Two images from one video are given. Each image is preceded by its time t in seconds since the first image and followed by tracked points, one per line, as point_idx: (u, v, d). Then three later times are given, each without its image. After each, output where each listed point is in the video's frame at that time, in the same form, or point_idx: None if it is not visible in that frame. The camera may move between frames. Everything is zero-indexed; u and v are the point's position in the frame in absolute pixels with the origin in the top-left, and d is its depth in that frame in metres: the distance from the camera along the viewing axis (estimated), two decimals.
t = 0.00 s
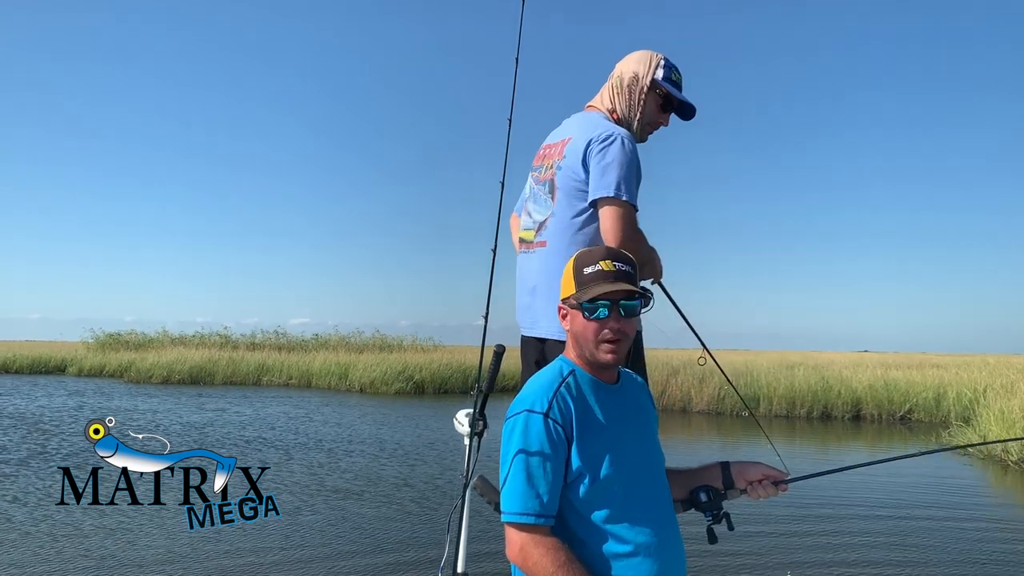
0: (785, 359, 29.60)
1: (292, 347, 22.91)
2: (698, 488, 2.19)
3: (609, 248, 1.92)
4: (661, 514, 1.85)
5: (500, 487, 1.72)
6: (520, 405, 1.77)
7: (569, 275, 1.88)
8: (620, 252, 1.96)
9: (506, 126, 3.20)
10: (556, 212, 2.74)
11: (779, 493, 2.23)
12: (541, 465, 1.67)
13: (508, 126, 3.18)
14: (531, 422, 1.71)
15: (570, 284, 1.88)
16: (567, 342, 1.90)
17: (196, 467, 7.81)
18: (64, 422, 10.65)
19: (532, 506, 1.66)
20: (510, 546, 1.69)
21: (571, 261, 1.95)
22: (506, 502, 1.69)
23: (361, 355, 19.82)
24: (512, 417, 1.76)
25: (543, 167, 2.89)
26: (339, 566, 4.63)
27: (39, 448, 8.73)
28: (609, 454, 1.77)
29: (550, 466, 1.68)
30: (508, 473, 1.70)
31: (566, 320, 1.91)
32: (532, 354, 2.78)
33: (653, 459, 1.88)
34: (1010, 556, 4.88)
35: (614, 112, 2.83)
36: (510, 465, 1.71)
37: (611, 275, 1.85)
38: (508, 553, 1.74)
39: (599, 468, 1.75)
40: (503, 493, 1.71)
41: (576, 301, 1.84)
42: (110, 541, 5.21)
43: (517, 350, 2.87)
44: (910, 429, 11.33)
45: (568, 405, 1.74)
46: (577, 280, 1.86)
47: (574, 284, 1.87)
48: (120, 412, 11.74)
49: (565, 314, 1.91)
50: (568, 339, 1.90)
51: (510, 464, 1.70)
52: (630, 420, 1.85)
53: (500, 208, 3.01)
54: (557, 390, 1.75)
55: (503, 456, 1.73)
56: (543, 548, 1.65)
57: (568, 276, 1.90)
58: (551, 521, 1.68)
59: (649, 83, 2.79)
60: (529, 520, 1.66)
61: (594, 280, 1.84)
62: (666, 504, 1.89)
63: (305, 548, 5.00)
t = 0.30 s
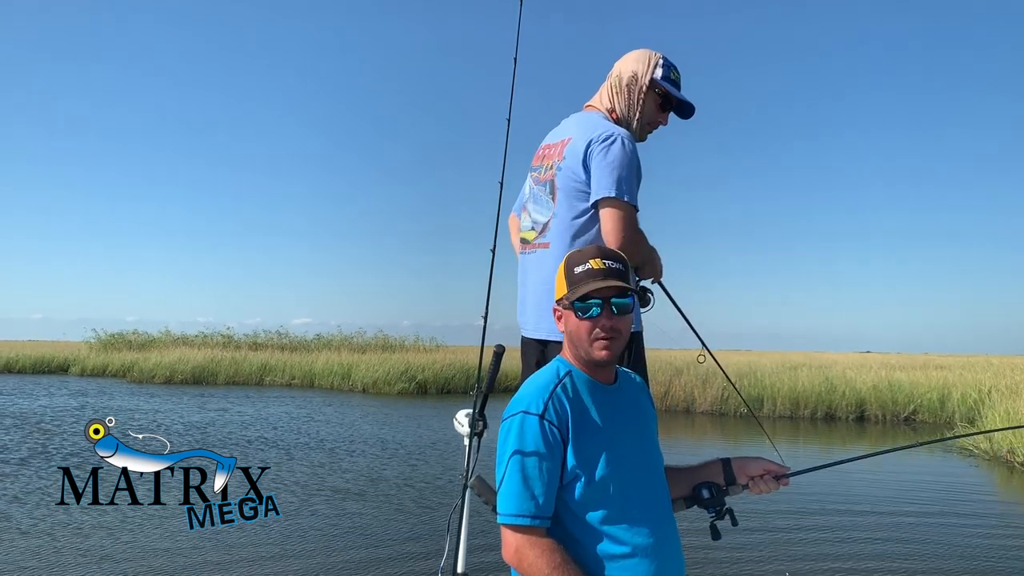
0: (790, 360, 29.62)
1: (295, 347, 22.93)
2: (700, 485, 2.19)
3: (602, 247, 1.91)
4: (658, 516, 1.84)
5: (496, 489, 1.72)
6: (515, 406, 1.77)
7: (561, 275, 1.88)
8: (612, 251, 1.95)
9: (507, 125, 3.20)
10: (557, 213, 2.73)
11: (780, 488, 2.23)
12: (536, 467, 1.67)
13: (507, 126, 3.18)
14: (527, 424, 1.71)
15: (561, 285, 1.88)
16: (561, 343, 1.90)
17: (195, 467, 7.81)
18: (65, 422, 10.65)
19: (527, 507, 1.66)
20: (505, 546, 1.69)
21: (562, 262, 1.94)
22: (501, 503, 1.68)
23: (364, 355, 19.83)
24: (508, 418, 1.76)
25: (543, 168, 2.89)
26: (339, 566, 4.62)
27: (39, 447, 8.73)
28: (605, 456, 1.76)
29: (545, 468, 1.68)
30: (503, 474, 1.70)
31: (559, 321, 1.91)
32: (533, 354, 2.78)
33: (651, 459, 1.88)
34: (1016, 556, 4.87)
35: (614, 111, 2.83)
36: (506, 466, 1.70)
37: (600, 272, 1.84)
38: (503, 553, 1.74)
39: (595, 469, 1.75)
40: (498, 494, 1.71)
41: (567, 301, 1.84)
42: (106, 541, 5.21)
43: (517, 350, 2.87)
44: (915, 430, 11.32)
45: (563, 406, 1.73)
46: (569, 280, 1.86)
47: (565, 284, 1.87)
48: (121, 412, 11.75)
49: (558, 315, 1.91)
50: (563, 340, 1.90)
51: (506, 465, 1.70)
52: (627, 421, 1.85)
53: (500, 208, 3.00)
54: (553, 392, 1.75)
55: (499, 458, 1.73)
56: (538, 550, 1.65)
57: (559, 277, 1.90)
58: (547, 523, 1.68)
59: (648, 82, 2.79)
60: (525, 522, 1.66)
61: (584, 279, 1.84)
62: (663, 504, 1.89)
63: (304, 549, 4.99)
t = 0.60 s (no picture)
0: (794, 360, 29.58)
1: (298, 347, 22.94)
2: (700, 485, 2.19)
3: (604, 246, 1.91)
4: (656, 516, 1.84)
5: (494, 490, 1.71)
6: (513, 407, 1.77)
7: (568, 272, 1.85)
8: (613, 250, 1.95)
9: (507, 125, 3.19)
10: (557, 213, 2.73)
11: (779, 488, 2.23)
12: (534, 469, 1.67)
13: (507, 125, 3.18)
14: (525, 425, 1.70)
15: (567, 282, 1.85)
16: (563, 342, 1.87)
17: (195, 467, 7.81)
18: (67, 421, 10.66)
19: (525, 509, 1.65)
20: (504, 548, 1.69)
21: (562, 259, 1.92)
22: (500, 505, 1.68)
23: (367, 355, 19.84)
24: (506, 419, 1.76)
25: (542, 168, 2.88)
26: (339, 567, 4.62)
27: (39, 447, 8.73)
28: (603, 456, 1.76)
29: (543, 470, 1.67)
30: (502, 475, 1.69)
31: (561, 320, 1.88)
32: (532, 355, 2.78)
33: (649, 459, 1.88)
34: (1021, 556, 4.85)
35: (614, 111, 2.83)
36: (504, 467, 1.70)
37: (608, 271, 1.84)
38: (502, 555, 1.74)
39: (594, 470, 1.75)
40: (497, 495, 1.71)
41: (577, 299, 1.82)
42: (105, 540, 5.21)
43: (517, 350, 2.87)
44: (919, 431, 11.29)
45: (561, 407, 1.73)
46: (576, 278, 1.84)
47: (572, 281, 1.85)
48: (123, 412, 11.76)
49: (560, 313, 1.88)
50: (563, 339, 1.87)
51: (504, 467, 1.70)
52: (625, 420, 1.85)
53: (499, 208, 2.99)
54: (551, 392, 1.75)
55: (497, 459, 1.73)
56: (537, 551, 1.65)
57: (563, 274, 1.88)
58: (546, 524, 1.67)
59: (648, 82, 2.79)
60: (524, 524, 1.65)
61: (593, 277, 1.83)
62: (662, 504, 1.89)
63: (304, 549, 4.98)
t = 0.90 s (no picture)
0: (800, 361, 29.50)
1: (301, 347, 22.95)
2: (701, 485, 2.18)
3: (611, 246, 1.92)
4: (656, 517, 1.84)
5: (494, 492, 1.71)
6: (513, 409, 1.77)
7: (577, 271, 1.84)
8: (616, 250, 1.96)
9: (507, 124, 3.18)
10: (559, 213, 2.72)
11: (781, 487, 2.19)
12: (535, 471, 1.66)
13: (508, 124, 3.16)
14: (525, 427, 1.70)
15: (576, 281, 1.84)
16: (567, 341, 1.86)
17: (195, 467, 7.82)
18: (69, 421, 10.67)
19: (526, 511, 1.65)
20: (504, 550, 1.69)
21: (568, 257, 1.90)
22: (501, 508, 1.68)
23: (371, 355, 19.85)
24: (505, 421, 1.76)
25: (543, 168, 2.87)
26: (339, 567, 4.62)
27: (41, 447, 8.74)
28: (603, 457, 1.76)
29: (543, 472, 1.67)
30: (501, 477, 1.69)
31: (565, 318, 1.87)
32: (532, 355, 2.77)
33: (650, 459, 1.88)
34: None
35: (618, 113, 2.81)
36: (504, 469, 1.70)
37: (617, 272, 1.85)
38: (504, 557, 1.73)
39: (594, 471, 1.74)
40: (497, 498, 1.70)
41: (588, 299, 1.81)
42: (104, 540, 5.21)
43: (516, 349, 2.86)
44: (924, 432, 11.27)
45: (561, 409, 1.73)
46: (587, 277, 1.83)
47: (581, 281, 1.83)
48: (126, 412, 11.77)
49: (565, 312, 1.87)
50: (567, 338, 1.86)
51: (504, 469, 1.70)
52: (625, 421, 1.85)
53: (499, 208, 2.98)
54: (551, 394, 1.74)
55: (497, 462, 1.72)
56: (538, 553, 1.65)
57: (570, 272, 1.86)
58: (546, 527, 1.67)
59: (651, 84, 2.81)
60: (524, 526, 1.65)
61: (604, 278, 1.83)
62: (662, 504, 1.88)
63: (303, 549, 4.98)
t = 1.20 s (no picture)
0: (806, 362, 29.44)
1: (304, 347, 22.98)
2: (701, 488, 2.17)
3: (610, 248, 1.91)
4: (655, 519, 1.84)
5: (492, 495, 1.71)
6: (511, 411, 1.76)
7: (573, 272, 1.84)
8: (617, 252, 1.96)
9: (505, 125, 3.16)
10: (560, 214, 2.72)
11: (781, 488, 2.22)
12: (531, 474, 1.66)
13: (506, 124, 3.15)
14: (522, 429, 1.70)
15: (571, 284, 1.84)
16: (563, 343, 1.86)
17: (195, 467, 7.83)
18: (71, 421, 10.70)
19: (524, 515, 1.65)
20: (503, 553, 1.69)
21: (566, 259, 1.90)
22: (499, 511, 1.68)
23: (374, 355, 19.86)
24: (503, 424, 1.75)
25: (541, 170, 2.86)
26: (339, 567, 4.61)
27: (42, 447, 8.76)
28: (601, 460, 1.75)
29: (540, 475, 1.67)
30: (499, 480, 1.69)
31: (562, 320, 1.87)
32: (531, 354, 2.77)
33: (649, 460, 1.88)
34: None
35: (617, 114, 2.85)
36: (501, 471, 1.69)
37: (613, 275, 1.84)
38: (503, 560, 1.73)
39: (592, 474, 1.74)
40: (496, 500, 1.70)
41: (582, 302, 1.81)
42: (103, 540, 5.21)
43: (514, 348, 2.86)
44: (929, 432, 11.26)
45: (559, 411, 1.72)
46: (582, 280, 1.83)
47: (576, 284, 1.84)
48: (128, 412, 11.80)
49: (562, 314, 1.87)
50: (563, 341, 1.86)
51: (502, 471, 1.69)
52: (624, 423, 1.84)
53: (496, 210, 2.97)
54: (548, 397, 1.74)
55: (494, 464, 1.72)
56: (537, 556, 1.65)
57: (566, 275, 1.86)
58: (545, 530, 1.67)
59: (645, 85, 2.89)
60: (523, 529, 1.65)
61: (599, 281, 1.82)
62: (661, 506, 1.88)
63: (302, 549, 4.98)
